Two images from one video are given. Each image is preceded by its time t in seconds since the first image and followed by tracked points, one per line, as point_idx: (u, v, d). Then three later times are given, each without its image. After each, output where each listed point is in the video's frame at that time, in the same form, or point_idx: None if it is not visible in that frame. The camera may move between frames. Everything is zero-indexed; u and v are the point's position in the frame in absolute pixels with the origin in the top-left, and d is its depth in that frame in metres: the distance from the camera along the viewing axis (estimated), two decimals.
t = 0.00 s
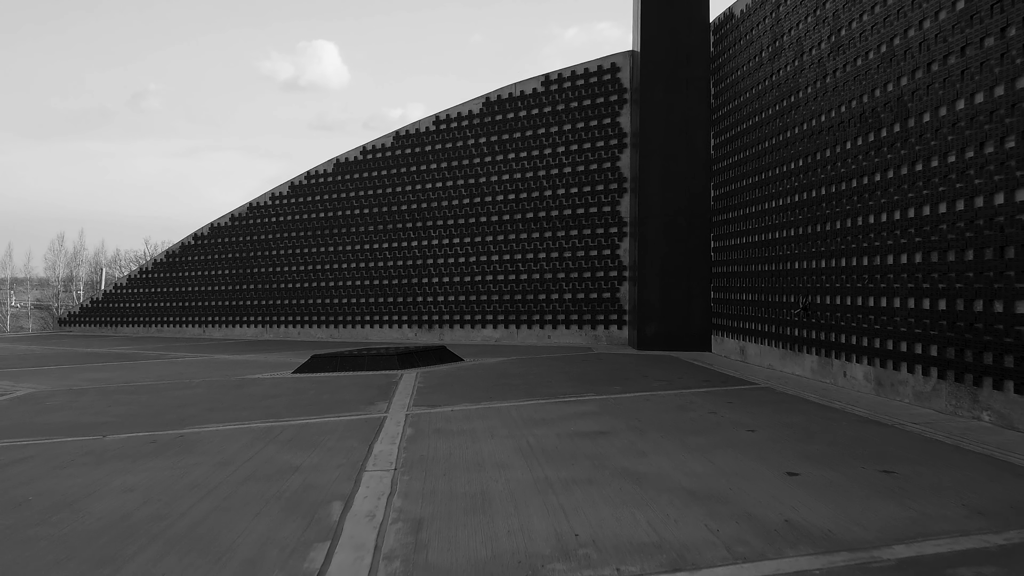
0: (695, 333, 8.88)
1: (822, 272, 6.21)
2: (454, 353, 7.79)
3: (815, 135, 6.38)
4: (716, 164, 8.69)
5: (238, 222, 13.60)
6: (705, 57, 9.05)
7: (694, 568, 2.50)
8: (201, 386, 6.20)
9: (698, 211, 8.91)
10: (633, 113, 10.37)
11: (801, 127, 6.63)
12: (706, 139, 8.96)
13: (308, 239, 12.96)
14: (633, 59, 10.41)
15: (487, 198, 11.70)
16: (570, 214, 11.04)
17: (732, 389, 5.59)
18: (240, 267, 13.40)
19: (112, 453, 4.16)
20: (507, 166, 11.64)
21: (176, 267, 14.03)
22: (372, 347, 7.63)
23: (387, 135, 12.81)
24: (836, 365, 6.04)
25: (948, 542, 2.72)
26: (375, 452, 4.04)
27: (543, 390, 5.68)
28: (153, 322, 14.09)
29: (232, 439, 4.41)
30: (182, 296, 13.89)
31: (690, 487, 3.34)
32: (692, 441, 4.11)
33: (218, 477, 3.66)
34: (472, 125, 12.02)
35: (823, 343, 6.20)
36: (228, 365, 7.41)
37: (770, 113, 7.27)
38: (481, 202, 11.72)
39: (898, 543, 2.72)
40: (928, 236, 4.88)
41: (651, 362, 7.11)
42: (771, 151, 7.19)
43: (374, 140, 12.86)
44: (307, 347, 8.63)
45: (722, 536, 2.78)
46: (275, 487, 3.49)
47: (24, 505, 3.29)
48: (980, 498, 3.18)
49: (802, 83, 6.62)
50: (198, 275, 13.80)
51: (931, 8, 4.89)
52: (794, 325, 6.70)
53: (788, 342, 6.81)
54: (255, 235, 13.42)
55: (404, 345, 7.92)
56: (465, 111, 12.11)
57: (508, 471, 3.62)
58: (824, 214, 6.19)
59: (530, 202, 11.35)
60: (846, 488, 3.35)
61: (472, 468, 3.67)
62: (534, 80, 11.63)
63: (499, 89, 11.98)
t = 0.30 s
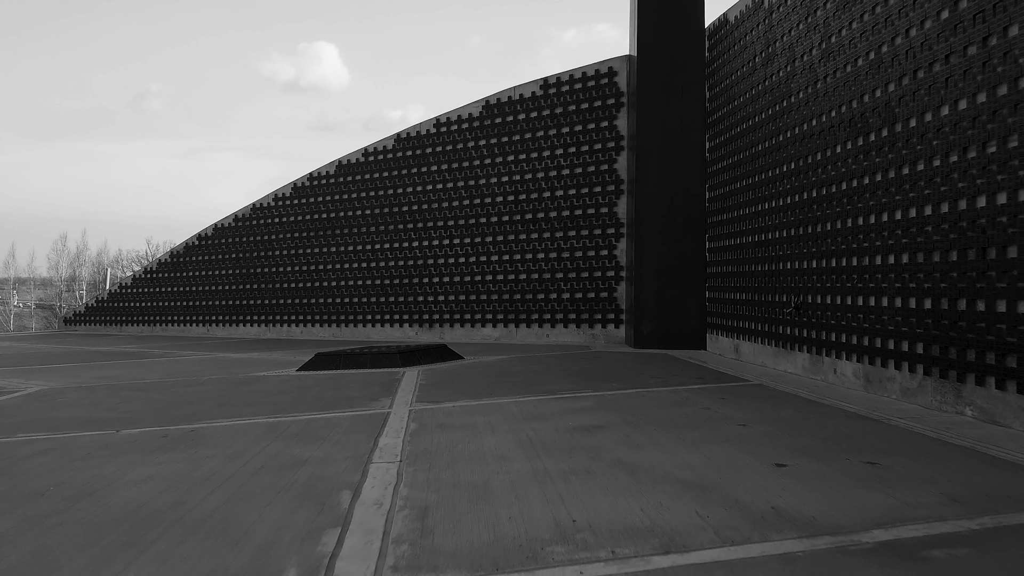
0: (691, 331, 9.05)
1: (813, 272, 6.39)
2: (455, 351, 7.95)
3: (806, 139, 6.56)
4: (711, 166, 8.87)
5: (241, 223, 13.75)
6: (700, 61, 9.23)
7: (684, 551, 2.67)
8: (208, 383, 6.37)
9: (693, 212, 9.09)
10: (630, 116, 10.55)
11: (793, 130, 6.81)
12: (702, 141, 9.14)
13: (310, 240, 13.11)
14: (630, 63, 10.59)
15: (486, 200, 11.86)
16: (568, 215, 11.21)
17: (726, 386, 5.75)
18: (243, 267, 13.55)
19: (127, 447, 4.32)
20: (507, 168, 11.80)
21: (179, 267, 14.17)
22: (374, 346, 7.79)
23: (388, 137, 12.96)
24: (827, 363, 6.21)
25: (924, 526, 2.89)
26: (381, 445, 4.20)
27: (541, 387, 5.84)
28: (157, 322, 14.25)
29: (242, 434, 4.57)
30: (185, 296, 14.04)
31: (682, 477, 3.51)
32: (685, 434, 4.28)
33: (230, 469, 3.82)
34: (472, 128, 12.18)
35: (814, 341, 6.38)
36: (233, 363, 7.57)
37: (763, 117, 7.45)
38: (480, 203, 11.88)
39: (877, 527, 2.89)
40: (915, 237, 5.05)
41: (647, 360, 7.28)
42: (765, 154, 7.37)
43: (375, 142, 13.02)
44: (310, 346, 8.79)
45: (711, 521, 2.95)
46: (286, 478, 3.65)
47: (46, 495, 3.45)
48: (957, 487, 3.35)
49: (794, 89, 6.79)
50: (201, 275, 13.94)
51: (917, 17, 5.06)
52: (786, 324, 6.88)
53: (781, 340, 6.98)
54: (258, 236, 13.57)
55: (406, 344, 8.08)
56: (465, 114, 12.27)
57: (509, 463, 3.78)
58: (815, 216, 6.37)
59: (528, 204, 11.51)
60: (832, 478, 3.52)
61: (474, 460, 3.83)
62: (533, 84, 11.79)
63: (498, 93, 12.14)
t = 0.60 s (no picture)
0: (687, 330, 9.23)
1: (805, 271, 6.56)
2: (456, 349, 8.12)
3: (798, 142, 6.74)
4: (707, 168, 9.04)
5: (245, 223, 13.91)
6: (696, 65, 9.40)
7: (676, 534, 2.84)
8: (216, 380, 6.53)
9: (689, 214, 9.27)
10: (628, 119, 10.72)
11: (786, 134, 6.98)
12: (697, 144, 9.32)
13: (312, 240, 13.27)
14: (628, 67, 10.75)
15: (486, 201, 12.02)
16: (567, 216, 11.37)
17: (720, 382, 5.92)
18: (246, 267, 13.71)
19: (141, 440, 4.49)
20: (506, 169, 11.96)
21: (183, 267, 14.32)
22: (377, 344, 7.95)
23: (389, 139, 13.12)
24: (818, 360, 6.39)
25: (903, 511, 3.06)
26: (386, 438, 4.37)
27: (541, 383, 6.01)
28: (161, 320, 14.41)
29: (252, 428, 4.74)
30: (189, 295, 14.19)
31: (675, 467, 3.68)
32: (679, 427, 4.45)
33: (243, 461, 3.98)
34: (472, 130, 12.34)
35: (806, 339, 6.56)
36: (240, 360, 7.73)
37: (756, 121, 7.62)
38: (480, 204, 12.04)
39: (858, 512, 3.06)
40: (902, 238, 5.23)
41: (644, 358, 7.44)
42: (758, 156, 7.55)
43: (376, 144, 13.17)
44: (314, 344, 8.94)
45: (702, 507, 3.12)
46: (297, 468, 3.81)
47: (68, 484, 3.61)
48: (938, 475, 3.52)
49: (787, 93, 6.97)
50: (204, 275, 14.09)
51: (904, 24, 5.23)
52: (779, 322, 7.06)
53: (773, 338, 7.16)
54: (261, 236, 13.72)
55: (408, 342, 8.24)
56: (465, 116, 12.43)
57: (510, 454, 3.95)
58: (807, 217, 6.54)
59: (528, 205, 11.68)
60: (818, 467, 3.69)
61: (477, 452, 4.00)
62: (532, 87, 11.95)
63: (498, 95, 12.30)
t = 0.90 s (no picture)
0: (683, 328, 9.42)
1: (797, 271, 6.74)
2: (457, 348, 8.29)
3: (791, 146, 6.90)
4: (702, 170, 9.22)
5: (248, 224, 14.07)
6: (692, 70, 9.58)
7: (669, 519, 3.00)
8: (223, 377, 6.70)
9: (685, 215, 9.45)
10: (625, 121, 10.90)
11: (778, 137, 7.16)
12: (693, 146, 9.50)
13: (315, 240, 13.43)
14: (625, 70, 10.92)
15: (485, 202, 12.18)
16: (565, 217, 11.54)
17: (713, 379, 6.10)
18: (249, 267, 13.87)
19: (154, 434, 4.64)
20: (505, 171, 12.13)
21: (187, 267, 14.47)
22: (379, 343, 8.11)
23: (390, 141, 13.27)
24: (810, 357, 6.57)
25: (884, 499, 3.23)
26: (391, 432, 4.53)
27: (539, 380, 6.18)
28: (165, 320, 14.58)
29: (260, 422, 4.90)
30: (192, 295, 14.35)
31: (669, 458, 3.85)
32: (673, 421, 4.62)
33: (254, 453, 4.15)
34: (472, 133, 12.50)
35: (798, 337, 6.74)
36: (245, 358, 7.91)
37: (750, 124, 7.79)
38: (480, 205, 12.20)
39: (842, 499, 3.23)
40: (889, 239, 5.41)
41: (640, 356, 7.62)
42: (752, 159, 7.72)
43: (378, 146, 13.32)
44: (317, 343, 9.11)
45: (694, 495, 3.29)
46: (306, 460, 3.98)
47: (88, 474, 3.77)
48: (919, 466, 3.69)
49: (779, 98, 7.14)
50: (208, 275, 14.25)
51: (892, 32, 5.42)
52: (771, 321, 7.24)
53: (766, 336, 7.35)
54: (264, 237, 13.88)
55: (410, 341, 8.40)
56: (465, 119, 12.59)
57: (511, 446, 4.12)
58: (799, 218, 6.72)
59: (527, 206, 11.85)
60: (805, 458, 3.86)
61: (479, 444, 4.16)
62: (531, 90, 12.12)
63: (498, 99, 12.46)
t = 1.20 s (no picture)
0: (678, 326, 9.61)
1: (789, 270, 6.92)
2: (457, 345, 8.47)
3: (783, 149, 7.09)
4: (697, 171, 9.41)
5: (250, 224, 14.23)
6: (687, 74, 9.78)
7: (660, 504, 3.18)
8: (230, 374, 6.87)
9: (681, 215, 9.63)
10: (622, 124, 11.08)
11: (771, 140, 7.35)
12: (688, 148, 9.68)
13: (316, 240, 13.59)
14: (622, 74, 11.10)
15: (485, 202, 12.35)
16: (563, 217, 11.71)
17: (707, 375, 6.28)
18: (252, 267, 14.03)
19: (166, 428, 4.81)
20: (504, 173, 12.30)
21: (190, 267, 14.63)
22: (382, 341, 8.28)
23: (391, 143, 13.44)
24: (801, 354, 6.76)
25: (865, 485, 3.41)
26: (396, 424, 4.70)
27: (538, 376, 6.36)
28: (168, 319, 14.74)
29: (269, 416, 5.08)
30: (195, 294, 14.51)
31: (663, 448, 4.03)
32: (667, 415, 4.79)
33: (264, 444, 4.33)
34: (472, 135, 12.67)
35: (789, 334, 6.92)
36: (250, 356, 8.08)
37: (743, 127, 7.98)
38: (480, 206, 12.37)
39: (825, 485, 3.41)
40: (877, 239, 5.60)
41: (636, 353, 7.80)
42: (745, 161, 7.91)
43: (379, 148, 13.48)
44: (320, 341, 9.28)
45: (685, 482, 3.47)
46: (315, 451, 4.15)
47: (106, 464, 3.95)
48: (900, 455, 3.87)
49: (772, 101, 7.33)
50: (211, 275, 14.40)
51: (879, 39, 5.60)
52: (764, 319, 7.42)
53: (759, 334, 7.53)
54: (266, 237, 14.04)
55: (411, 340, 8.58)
56: (465, 121, 12.76)
57: (511, 438, 4.29)
58: (790, 219, 6.90)
59: (525, 207, 12.02)
60: (793, 448, 4.04)
61: (480, 436, 4.34)
62: (529, 93, 12.29)
63: (497, 101, 12.63)
